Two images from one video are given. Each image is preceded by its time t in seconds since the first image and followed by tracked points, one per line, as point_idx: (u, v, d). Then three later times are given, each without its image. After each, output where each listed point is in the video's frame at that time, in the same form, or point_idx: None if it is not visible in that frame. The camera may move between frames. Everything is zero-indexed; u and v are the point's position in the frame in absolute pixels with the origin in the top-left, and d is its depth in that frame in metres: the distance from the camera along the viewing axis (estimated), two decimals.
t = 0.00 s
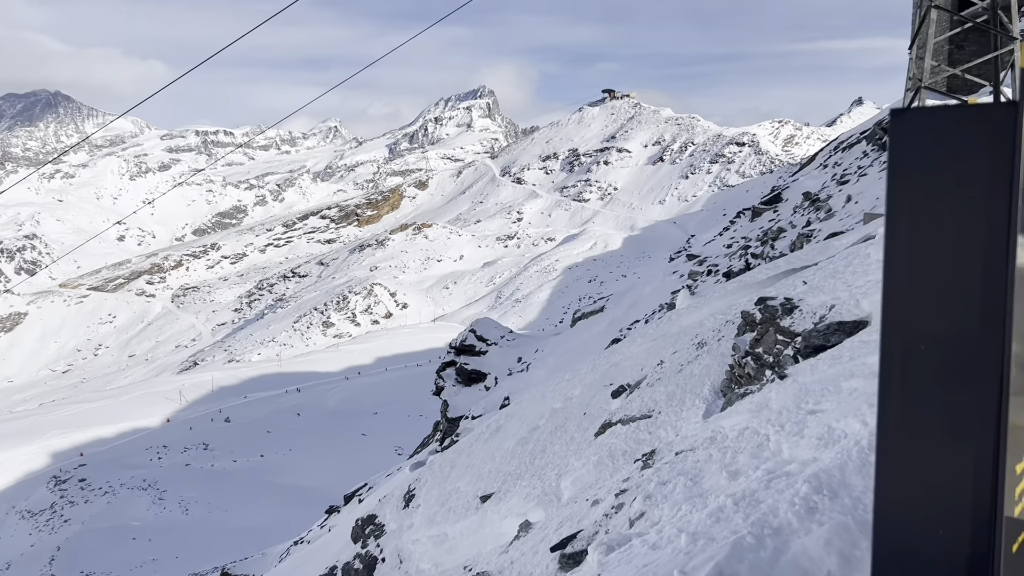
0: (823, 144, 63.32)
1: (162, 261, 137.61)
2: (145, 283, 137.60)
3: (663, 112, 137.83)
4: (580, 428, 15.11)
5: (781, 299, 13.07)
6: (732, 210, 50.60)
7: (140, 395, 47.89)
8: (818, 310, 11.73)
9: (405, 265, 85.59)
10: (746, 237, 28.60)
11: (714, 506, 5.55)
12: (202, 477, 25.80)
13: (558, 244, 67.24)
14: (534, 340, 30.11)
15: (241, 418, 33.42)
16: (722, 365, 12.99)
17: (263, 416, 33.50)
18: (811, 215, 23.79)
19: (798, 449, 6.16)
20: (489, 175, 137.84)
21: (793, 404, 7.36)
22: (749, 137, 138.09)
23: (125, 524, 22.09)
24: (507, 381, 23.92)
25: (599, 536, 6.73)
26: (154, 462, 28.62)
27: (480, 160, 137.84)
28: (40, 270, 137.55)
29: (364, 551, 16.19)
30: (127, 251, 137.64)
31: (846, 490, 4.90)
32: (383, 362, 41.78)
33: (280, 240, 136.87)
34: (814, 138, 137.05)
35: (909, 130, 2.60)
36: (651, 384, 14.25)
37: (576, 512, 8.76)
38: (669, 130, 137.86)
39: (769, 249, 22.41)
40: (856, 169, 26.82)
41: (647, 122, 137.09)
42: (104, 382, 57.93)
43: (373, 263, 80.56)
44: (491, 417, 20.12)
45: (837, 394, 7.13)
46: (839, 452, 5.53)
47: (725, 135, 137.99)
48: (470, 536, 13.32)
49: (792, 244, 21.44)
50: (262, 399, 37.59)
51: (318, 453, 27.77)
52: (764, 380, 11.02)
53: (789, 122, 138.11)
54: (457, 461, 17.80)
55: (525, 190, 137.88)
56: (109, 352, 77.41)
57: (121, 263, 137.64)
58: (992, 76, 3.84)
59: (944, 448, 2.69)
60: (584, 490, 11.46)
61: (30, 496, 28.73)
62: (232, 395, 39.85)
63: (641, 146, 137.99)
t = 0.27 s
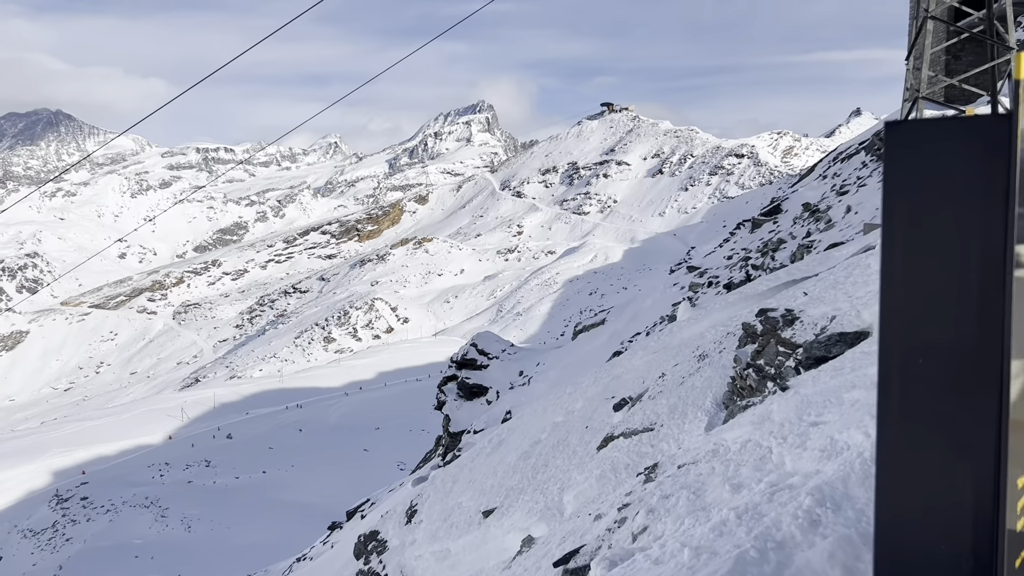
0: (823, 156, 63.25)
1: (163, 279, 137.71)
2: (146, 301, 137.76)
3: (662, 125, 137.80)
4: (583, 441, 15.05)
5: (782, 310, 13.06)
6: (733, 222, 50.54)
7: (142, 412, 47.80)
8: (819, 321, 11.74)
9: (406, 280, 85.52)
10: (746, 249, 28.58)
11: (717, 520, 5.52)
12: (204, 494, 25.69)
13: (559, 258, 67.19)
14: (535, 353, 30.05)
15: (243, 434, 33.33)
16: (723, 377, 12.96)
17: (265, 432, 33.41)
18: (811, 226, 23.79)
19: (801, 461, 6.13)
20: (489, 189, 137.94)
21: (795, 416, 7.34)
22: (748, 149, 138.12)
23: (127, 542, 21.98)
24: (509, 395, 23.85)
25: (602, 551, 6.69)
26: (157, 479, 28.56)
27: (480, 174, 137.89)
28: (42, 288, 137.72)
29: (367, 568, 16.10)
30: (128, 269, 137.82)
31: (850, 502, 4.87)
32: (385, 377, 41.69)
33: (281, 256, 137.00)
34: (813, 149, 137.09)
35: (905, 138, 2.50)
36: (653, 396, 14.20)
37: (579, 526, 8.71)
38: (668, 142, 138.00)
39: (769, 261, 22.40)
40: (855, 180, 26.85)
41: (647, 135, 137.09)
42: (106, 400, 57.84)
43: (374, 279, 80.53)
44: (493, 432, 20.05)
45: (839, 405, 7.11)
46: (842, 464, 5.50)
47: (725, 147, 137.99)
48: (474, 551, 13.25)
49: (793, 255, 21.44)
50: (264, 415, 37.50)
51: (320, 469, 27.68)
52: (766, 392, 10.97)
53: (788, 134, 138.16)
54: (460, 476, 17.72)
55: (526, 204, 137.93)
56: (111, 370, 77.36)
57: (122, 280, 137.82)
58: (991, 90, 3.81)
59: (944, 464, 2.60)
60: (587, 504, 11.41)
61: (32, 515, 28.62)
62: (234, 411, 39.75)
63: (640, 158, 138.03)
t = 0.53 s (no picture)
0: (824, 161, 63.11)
1: (166, 289, 137.79)
2: (149, 311, 137.86)
3: (663, 132, 137.94)
4: (585, 450, 14.98)
5: (785, 316, 13.02)
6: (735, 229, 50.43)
7: (145, 423, 47.67)
8: (821, 327, 11.70)
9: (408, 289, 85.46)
10: (748, 255, 28.51)
11: (719, 530, 5.46)
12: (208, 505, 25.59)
13: (561, 265, 67.10)
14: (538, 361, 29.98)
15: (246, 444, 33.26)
16: (726, 384, 12.90)
17: (268, 442, 33.32)
18: (812, 232, 23.74)
19: (803, 470, 6.07)
20: (491, 198, 137.96)
21: (797, 424, 7.28)
22: (750, 155, 138.00)
23: (131, 554, 21.88)
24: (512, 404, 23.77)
25: (604, 562, 6.63)
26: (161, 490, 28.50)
27: (482, 183, 137.93)
28: (45, 300, 137.93)
29: None
30: (131, 280, 137.95)
31: (853, 511, 4.82)
32: (388, 386, 41.59)
33: (283, 266, 137.09)
34: (815, 155, 136.92)
35: (896, 147, 2.45)
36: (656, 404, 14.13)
37: (582, 536, 8.64)
38: (670, 149, 137.95)
39: (772, 267, 22.35)
40: (857, 186, 26.82)
41: (648, 142, 137.43)
42: (109, 411, 57.71)
43: (377, 288, 80.46)
44: (496, 440, 19.97)
45: (841, 412, 7.06)
46: (845, 472, 5.45)
47: (726, 153, 137.88)
48: (477, 562, 13.16)
49: (795, 261, 21.39)
50: (267, 425, 37.41)
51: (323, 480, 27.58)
52: (769, 399, 10.90)
53: (789, 140, 138.01)
54: (462, 485, 17.63)
55: (527, 212, 137.88)
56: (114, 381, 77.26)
57: (125, 291, 137.97)
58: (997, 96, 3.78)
59: (943, 475, 2.56)
60: (590, 513, 11.33)
61: (35, 528, 28.52)
62: (237, 422, 39.67)
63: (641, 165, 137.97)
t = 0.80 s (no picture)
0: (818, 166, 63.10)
1: (161, 297, 137.53)
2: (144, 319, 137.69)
3: (657, 137, 137.93)
4: (580, 456, 14.93)
5: (777, 321, 13.01)
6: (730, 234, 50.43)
7: (139, 432, 47.48)
8: (814, 332, 11.69)
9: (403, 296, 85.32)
10: (742, 260, 28.53)
11: (711, 538, 5.42)
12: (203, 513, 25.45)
13: (556, 271, 67.05)
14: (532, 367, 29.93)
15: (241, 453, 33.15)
16: (719, 389, 12.88)
17: (263, 450, 33.20)
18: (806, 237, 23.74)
19: (796, 476, 6.03)
20: (486, 204, 137.96)
21: (790, 430, 7.25)
22: (744, 161, 138.12)
23: (125, 564, 21.71)
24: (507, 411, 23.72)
25: (596, 570, 6.58)
26: (155, 498, 28.38)
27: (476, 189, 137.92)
28: (40, 308, 137.81)
29: None
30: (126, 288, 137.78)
31: (845, 518, 4.78)
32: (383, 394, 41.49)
33: (278, 274, 137.04)
34: (809, 160, 137.05)
35: (883, 149, 2.40)
36: (650, 410, 14.09)
37: (575, 543, 8.60)
38: (664, 154, 137.95)
39: (765, 272, 22.35)
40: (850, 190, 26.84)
41: (642, 147, 137.54)
42: (104, 420, 57.52)
43: (371, 295, 80.38)
44: (490, 447, 19.91)
45: (834, 418, 7.03)
46: (837, 478, 5.42)
47: (720, 158, 137.91)
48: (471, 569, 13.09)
49: (788, 266, 21.40)
50: (262, 433, 37.27)
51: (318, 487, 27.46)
52: (762, 404, 10.88)
53: (783, 145, 138.16)
54: (457, 493, 17.56)
55: (522, 218, 137.85)
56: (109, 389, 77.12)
57: (120, 299, 137.83)
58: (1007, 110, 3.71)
59: (927, 484, 2.52)
60: (584, 520, 11.28)
61: (29, 538, 28.36)
62: (232, 430, 39.52)
63: (635, 171, 137.94)
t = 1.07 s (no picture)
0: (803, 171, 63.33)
1: (145, 302, 136.87)
2: (127, 324, 137.59)
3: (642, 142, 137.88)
4: (562, 460, 14.91)
5: (758, 324, 13.04)
6: (714, 238, 50.49)
7: (122, 438, 47.10)
8: (793, 335, 11.76)
9: (389, 300, 85.10)
10: (726, 264, 28.60)
11: (686, 542, 5.39)
12: (186, 519, 25.22)
13: (542, 276, 67.06)
14: (517, 372, 29.88)
15: (224, 458, 32.98)
16: (701, 392, 12.89)
17: (246, 456, 33.00)
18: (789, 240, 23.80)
19: (774, 479, 6.02)
20: (471, 208, 137.96)
21: (768, 433, 7.26)
22: (728, 165, 138.66)
23: (107, 571, 21.48)
24: (491, 416, 23.66)
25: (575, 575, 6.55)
26: (137, 504, 28.17)
27: (462, 194, 137.91)
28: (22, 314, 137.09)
29: None
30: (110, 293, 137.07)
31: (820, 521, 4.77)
32: (368, 399, 41.34)
33: (263, 278, 136.59)
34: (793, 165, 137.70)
35: (834, 133, 2.22)
36: (632, 413, 14.08)
37: (555, 548, 8.56)
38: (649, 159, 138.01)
39: (748, 275, 22.42)
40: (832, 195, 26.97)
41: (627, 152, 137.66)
42: (87, 427, 57.09)
43: (357, 300, 80.15)
44: (474, 452, 19.84)
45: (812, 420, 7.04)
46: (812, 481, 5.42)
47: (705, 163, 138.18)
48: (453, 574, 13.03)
49: (771, 270, 21.47)
50: (246, 438, 37.05)
51: (302, 493, 27.31)
52: (742, 408, 10.89)
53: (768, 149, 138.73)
54: (439, 498, 17.50)
55: (508, 223, 137.85)
56: (93, 396, 76.68)
57: (103, 304, 137.46)
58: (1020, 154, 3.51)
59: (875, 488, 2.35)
60: (566, 524, 11.25)
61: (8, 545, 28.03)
62: (216, 436, 39.28)
63: (621, 175, 137.92)
